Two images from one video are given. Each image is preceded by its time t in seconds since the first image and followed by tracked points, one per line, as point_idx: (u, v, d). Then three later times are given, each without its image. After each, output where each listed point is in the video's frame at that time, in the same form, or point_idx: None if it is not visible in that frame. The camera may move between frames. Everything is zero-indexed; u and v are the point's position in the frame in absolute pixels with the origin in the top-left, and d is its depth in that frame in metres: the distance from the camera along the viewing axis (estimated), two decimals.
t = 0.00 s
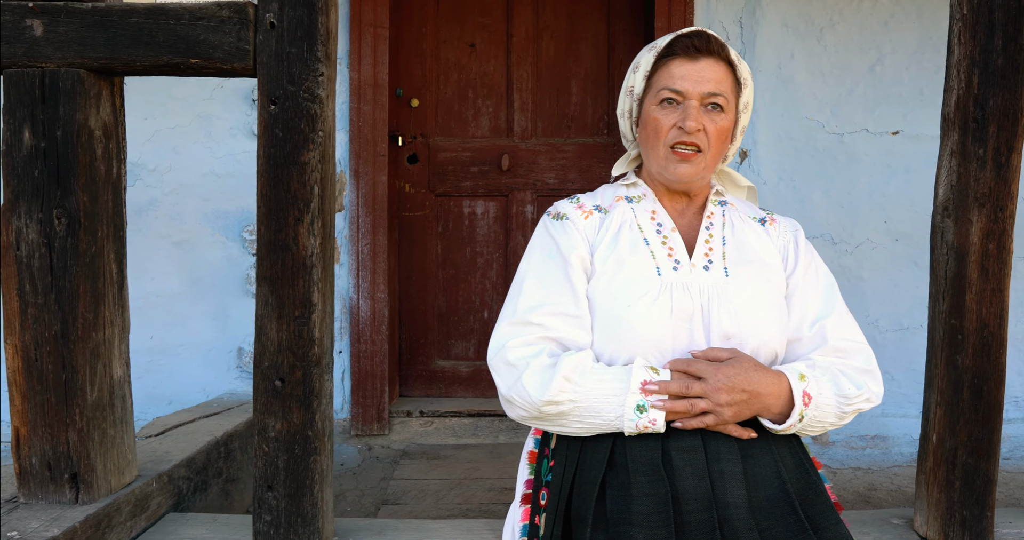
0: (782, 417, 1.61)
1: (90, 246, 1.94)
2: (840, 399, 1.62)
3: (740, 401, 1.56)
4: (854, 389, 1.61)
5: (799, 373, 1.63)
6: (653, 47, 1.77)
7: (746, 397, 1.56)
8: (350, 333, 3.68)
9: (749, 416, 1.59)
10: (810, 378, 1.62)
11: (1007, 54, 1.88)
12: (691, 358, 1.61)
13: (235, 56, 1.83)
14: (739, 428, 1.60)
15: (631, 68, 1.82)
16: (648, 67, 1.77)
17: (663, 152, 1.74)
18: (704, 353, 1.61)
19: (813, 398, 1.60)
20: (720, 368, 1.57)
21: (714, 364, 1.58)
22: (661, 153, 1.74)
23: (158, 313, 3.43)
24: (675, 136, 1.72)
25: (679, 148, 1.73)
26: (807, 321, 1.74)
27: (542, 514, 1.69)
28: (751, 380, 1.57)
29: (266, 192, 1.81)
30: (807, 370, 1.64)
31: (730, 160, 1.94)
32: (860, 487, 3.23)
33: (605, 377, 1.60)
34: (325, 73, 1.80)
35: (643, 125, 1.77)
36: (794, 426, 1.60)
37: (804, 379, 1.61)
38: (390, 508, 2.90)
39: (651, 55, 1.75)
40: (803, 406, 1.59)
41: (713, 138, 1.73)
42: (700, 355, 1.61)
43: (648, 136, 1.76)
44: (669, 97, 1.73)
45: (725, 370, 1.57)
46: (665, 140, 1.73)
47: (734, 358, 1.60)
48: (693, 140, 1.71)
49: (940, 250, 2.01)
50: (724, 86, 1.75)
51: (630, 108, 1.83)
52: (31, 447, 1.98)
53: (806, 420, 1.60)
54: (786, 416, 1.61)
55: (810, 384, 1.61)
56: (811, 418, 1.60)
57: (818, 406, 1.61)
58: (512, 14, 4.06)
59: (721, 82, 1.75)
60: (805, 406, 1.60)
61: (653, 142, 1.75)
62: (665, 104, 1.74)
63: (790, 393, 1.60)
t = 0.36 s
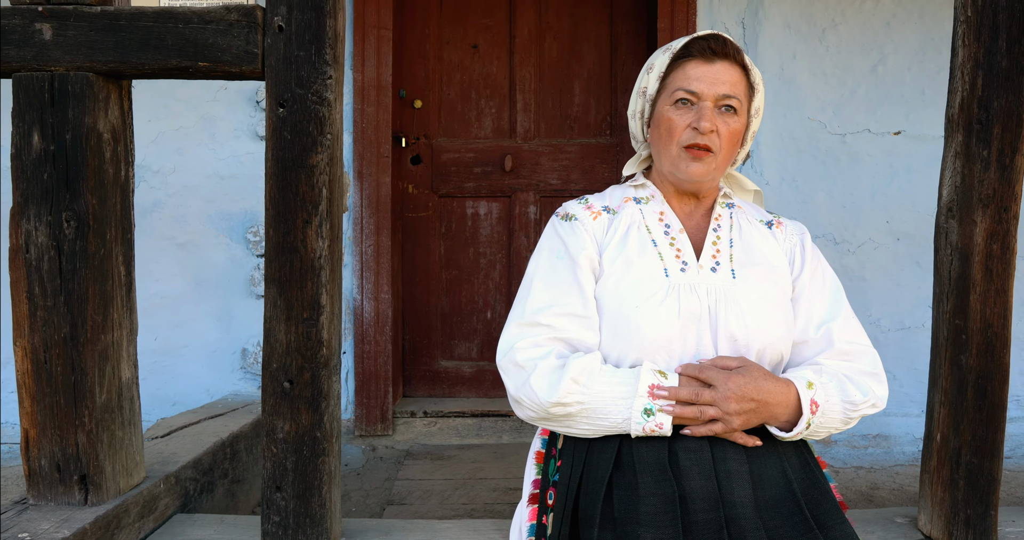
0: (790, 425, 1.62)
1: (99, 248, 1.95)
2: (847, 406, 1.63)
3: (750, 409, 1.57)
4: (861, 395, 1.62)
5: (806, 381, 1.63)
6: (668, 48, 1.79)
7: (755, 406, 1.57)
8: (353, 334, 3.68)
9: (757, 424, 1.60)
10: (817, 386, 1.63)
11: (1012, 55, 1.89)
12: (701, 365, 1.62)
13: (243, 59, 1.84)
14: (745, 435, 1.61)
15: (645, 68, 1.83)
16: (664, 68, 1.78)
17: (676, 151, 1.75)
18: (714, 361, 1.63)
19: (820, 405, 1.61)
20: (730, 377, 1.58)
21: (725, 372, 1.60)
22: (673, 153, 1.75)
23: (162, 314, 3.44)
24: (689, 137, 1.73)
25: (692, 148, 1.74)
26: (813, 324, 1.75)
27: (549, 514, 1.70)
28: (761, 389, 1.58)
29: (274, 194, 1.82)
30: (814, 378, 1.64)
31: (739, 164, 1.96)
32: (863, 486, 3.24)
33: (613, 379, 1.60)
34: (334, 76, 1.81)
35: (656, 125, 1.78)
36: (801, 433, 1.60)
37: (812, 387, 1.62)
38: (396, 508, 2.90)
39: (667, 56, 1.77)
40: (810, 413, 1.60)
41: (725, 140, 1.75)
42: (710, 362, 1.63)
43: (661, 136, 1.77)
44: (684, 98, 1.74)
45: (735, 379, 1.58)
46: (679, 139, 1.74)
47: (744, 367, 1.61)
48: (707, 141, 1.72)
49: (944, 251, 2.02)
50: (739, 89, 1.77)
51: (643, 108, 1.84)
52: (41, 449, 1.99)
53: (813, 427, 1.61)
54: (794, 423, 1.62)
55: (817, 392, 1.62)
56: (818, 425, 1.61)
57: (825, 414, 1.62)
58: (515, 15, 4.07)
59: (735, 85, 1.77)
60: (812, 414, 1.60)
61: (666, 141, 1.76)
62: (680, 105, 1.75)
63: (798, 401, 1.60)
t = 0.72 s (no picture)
0: (766, 422, 1.64)
1: (73, 249, 1.92)
2: (822, 400, 1.66)
3: (727, 407, 1.59)
4: (836, 390, 1.65)
5: (782, 377, 1.66)
6: (637, 48, 1.81)
7: (732, 404, 1.59)
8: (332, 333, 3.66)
9: (734, 422, 1.62)
10: (793, 382, 1.65)
11: (981, 57, 1.92)
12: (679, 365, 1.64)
13: (220, 58, 1.82)
14: (722, 433, 1.62)
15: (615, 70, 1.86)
16: (634, 67, 1.80)
17: (649, 146, 1.76)
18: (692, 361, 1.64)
19: (796, 401, 1.63)
20: (707, 376, 1.60)
21: (702, 371, 1.62)
22: (647, 148, 1.76)
23: (138, 314, 3.39)
24: (661, 130, 1.73)
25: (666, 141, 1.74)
26: (788, 321, 1.78)
27: (529, 513, 1.71)
28: (737, 387, 1.60)
29: (252, 194, 1.81)
30: (790, 374, 1.67)
31: (712, 161, 1.96)
32: (838, 481, 3.29)
33: (591, 379, 1.62)
34: (312, 75, 1.81)
35: (629, 122, 1.79)
36: (778, 429, 1.63)
37: (788, 383, 1.64)
38: (375, 508, 2.89)
39: (635, 56, 1.79)
40: (786, 409, 1.62)
41: (697, 132, 1.75)
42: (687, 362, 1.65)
43: (635, 133, 1.78)
44: (655, 94, 1.76)
45: (712, 377, 1.60)
46: (651, 134, 1.75)
47: (720, 365, 1.63)
48: (679, 133, 1.73)
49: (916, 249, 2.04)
50: (708, 83, 1.79)
51: (616, 109, 1.86)
52: (14, 452, 1.96)
53: (790, 423, 1.63)
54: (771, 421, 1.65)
55: (793, 388, 1.64)
56: (795, 420, 1.63)
57: (801, 409, 1.64)
58: (493, 14, 4.07)
59: (704, 79, 1.78)
60: (789, 410, 1.63)
61: (639, 137, 1.77)
62: (651, 101, 1.76)
63: (775, 399, 1.63)
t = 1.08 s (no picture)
0: (741, 416, 1.67)
1: (48, 249, 1.90)
2: (796, 394, 1.69)
3: (702, 403, 1.62)
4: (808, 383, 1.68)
5: (756, 372, 1.68)
6: (603, 50, 1.80)
7: (707, 399, 1.62)
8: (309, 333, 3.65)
9: (710, 417, 1.65)
10: (767, 377, 1.68)
11: (950, 59, 1.87)
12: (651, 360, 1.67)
13: (198, 57, 1.81)
14: (698, 428, 1.66)
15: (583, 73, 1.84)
16: (600, 70, 1.79)
17: (618, 146, 1.74)
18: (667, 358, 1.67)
19: (770, 395, 1.66)
20: (682, 372, 1.62)
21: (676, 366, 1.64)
22: (616, 148, 1.74)
23: (111, 315, 3.35)
24: (628, 130, 1.72)
25: (633, 140, 1.72)
26: (761, 317, 1.81)
27: (508, 512, 1.72)
28: (710, 381, 1.62)
29: (230, 194, 1.80)
30: (764, 369, 1.70)
31: (684, 160, 1.98)
32: (812, 476, 3.35)
33: (568, 377, 1.64)
34: (290, 75, 1.80)
35: (598, 123, 1.78)
36: (753, 423, 1.66)
37: (762, 378, 1.67)
38: (354, 508, 2.89)
39: (601, 58, 1.78)
40: (761, 403, 1.65)
41: (665, 131, 1.73)
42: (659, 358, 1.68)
43: (603, 134, 1.77)
44: (622, 94, 1.74)
45: (685, 372, 1.62)
46: (619, 134, 1.73)
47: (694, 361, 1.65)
48: (646, 132, 1.71)
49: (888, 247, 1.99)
50: (674, 81, 1.76)
51: (585, 111, 1.84)
52: None
53: (764, 417, 1.66)
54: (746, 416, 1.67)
55: (767, 383, 1.67)
56: (769, 414, 1.67)
57: (775, 403, 1.67)
58: (471, 13, 4.08)
59: (670, 77, 1.76)
60: (763, 404, 1.66)
61: (607, 138, 1.75)
62: (618, 101, 1.74)
63: (748, 394, 1.66)
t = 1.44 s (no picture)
0: (731, 422, 1.69)
1: (27, 251, 1.86)
2: (783, 398, 1.71)
3: (694, 410, 1.63)
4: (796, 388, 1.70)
5: (746, 379, 1.70)
6: (595, 53, 1.79)
7: (699, 406, 1.63)
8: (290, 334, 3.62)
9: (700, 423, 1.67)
10: (756, 383, 1.70)
11: (930, 66, 1.91)
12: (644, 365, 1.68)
13: (182, 57, 1.79)
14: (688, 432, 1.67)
15: (573, 75, 1.84)
16: (592, 73, 1.79)
17: (612, 152, 1.75)
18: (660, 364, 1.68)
19: (759, 402, 1.68)
20: (676, 379, 1.63)
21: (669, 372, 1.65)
22: (610, 154, 1.75)
23: (88, 317, 3.29)
24: (623, 137, 1.73)
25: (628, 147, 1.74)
26: (748, 319, 1.83)
27: (497, 514, 1.72)
28: (702, 389, 1.63)
29: (216, 195, 1.78)
30: (753, 375, 1.71)
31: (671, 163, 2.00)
32: (793, 474, 3.39)
33: (558, 380, 1.64)
34: (276, 76, 1.79)
35: (590, 128, 1.78)
36: (742, 429, 1.67)
37: (751, 385, 1.69)
38: (338, 510, 2.87)
39: (593, 62, 1.77)
40: (751, 410, 1.67)
41: (659, 137, 1.75)
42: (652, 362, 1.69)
43: (596, 139, 1.77)
44: (615, 100, 1.74)
45: (678, 379, 1.63)
46: (614, 141, 1.74)
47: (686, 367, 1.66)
48: (641, 139, 1.72)
49: (870, 250, 2.02)
50: (666, 87, 1.77)
51: (576, 114, 1.85)
52: None
53: (753, 422, 1.68)
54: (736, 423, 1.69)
55: (756, 389, 1.69)
56: (758, 419, 1.69)
57: (763, 408, 1.69)
58: (452, 13, 4.07)
59: (663, 83, 1.77)
60: (752, 410, 1.67)
61: (601, 143, 1.76)
62: (612, 107, 1.75)
63: (738, 401, 1.67)
